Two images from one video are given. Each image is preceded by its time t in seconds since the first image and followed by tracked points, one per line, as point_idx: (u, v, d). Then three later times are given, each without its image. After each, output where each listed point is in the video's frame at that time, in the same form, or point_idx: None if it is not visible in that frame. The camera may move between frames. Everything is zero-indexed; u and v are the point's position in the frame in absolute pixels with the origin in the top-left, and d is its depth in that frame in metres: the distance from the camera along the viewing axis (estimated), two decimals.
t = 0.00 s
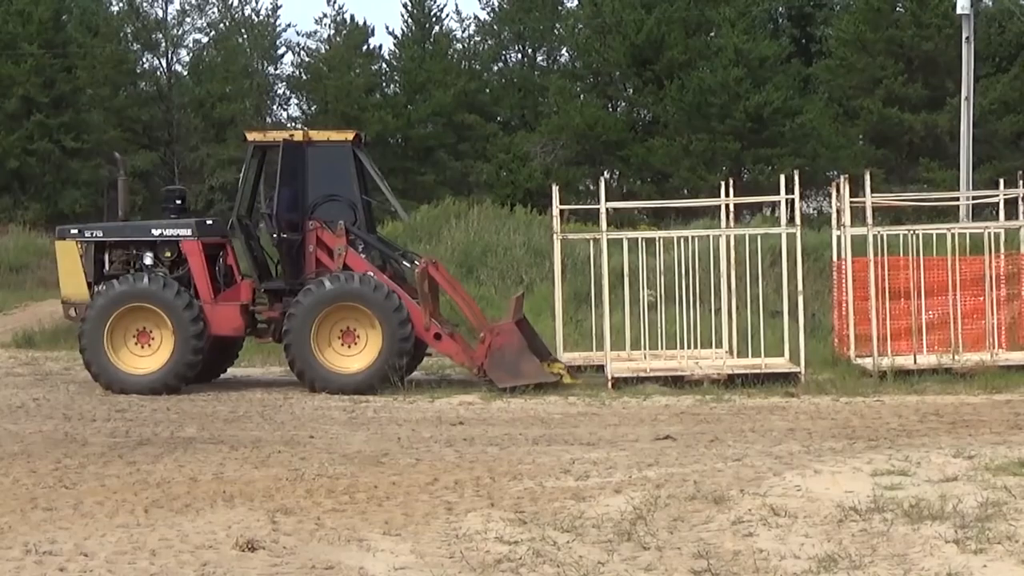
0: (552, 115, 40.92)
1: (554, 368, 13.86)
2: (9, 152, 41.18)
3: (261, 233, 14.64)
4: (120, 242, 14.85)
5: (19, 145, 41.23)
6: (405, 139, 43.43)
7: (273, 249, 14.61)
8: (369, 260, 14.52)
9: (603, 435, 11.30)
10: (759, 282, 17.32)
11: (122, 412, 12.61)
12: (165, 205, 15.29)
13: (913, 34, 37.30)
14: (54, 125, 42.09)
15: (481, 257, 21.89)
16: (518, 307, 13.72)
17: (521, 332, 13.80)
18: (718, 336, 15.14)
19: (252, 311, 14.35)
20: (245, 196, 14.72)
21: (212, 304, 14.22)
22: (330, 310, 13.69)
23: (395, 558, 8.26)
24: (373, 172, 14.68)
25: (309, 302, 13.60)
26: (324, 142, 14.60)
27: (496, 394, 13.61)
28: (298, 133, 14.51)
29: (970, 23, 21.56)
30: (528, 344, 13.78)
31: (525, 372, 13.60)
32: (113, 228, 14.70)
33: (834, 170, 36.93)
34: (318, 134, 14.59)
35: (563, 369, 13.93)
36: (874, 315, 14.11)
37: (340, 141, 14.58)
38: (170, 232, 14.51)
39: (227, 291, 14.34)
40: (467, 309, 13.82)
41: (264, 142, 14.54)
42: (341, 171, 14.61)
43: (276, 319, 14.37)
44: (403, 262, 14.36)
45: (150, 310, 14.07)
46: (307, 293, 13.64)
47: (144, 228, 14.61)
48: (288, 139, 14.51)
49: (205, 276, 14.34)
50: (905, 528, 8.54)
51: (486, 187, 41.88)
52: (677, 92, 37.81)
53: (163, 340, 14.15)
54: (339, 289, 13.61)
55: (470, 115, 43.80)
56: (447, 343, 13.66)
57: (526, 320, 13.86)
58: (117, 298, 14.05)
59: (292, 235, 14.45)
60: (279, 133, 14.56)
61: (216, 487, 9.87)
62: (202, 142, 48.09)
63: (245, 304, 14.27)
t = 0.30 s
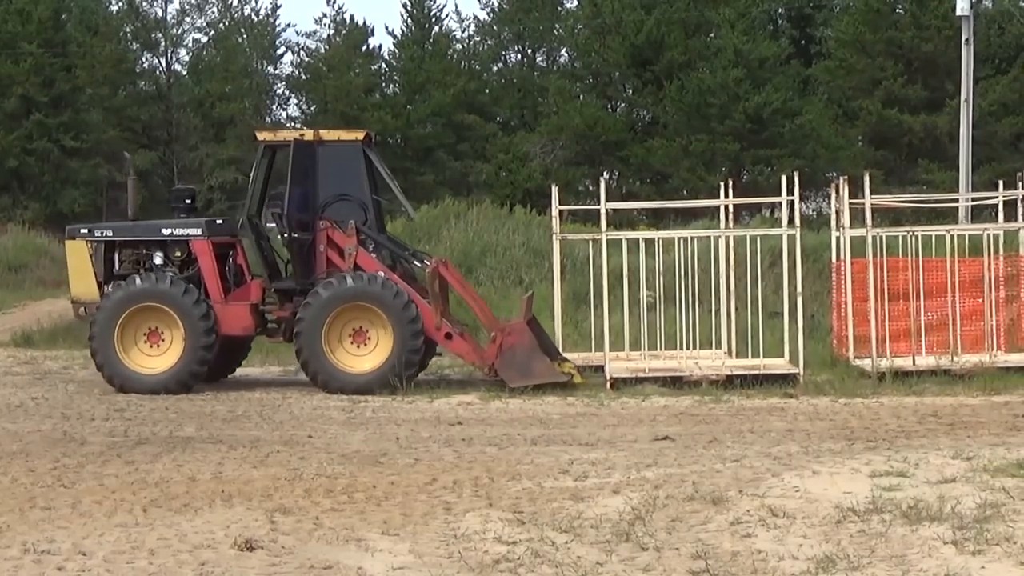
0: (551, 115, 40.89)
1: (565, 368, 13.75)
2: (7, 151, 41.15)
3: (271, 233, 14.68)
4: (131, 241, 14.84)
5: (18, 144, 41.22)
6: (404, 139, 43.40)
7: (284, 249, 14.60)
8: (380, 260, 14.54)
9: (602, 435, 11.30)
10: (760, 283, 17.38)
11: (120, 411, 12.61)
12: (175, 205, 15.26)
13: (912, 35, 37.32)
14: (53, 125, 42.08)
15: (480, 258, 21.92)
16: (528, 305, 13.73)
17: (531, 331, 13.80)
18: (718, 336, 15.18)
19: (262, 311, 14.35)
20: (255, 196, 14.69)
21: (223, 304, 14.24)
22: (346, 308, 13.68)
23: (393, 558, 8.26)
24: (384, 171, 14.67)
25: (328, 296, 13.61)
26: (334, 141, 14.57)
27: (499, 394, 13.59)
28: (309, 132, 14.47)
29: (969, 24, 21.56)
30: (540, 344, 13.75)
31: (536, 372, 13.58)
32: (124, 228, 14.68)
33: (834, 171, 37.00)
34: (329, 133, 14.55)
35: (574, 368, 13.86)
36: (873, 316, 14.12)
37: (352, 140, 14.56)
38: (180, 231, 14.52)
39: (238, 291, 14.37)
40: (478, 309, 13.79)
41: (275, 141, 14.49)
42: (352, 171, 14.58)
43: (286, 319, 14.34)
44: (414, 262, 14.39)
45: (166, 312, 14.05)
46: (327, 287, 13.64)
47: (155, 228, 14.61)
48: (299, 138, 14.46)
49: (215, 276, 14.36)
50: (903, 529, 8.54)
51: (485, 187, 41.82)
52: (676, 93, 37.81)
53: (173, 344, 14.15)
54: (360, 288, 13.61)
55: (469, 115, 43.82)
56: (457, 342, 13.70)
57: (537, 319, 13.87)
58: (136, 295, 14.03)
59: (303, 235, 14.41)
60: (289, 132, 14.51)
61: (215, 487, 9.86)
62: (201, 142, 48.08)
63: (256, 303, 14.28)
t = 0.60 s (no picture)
0: (548, 117, 40.89)
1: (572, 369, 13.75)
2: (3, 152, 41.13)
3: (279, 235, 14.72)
4: (138, 242, 14.85)
5: (14, 145, 41.22)
6: (401, 141, 43.27)
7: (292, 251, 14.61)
8: (388, 261, 14.52)
9: (598, 437, 11.31)
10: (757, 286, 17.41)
11: (116, 412, 12.61)
12: (183, 206, 15.30)
13: (909, 37, 37.36)
14: (49, 126, 42.09)
15: (477, 259, 21.91)
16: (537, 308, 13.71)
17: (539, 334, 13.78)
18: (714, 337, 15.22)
19: (269, 312, 14.31)
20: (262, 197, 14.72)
21: (230, 305, 14.19)
22: (359, 307, 13.67)
23: (389, 560, 8.26)
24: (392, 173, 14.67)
25: (343, 294, 13.60)
26: (342, 143, 14.57)
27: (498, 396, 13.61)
28: (317, 134, 14.48)
29: (966, 26, 21.54)
30: (548, 346, 13.74)
31: (544, 374, 13.56)
32: (131, 229, 14.71)
33: (830, 174, 37.05)
34: (338, 135, 14.55)
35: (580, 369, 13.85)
36: (869, 319, 14.15)
37: (360, 142, 14.57)
38: (188, 232, 14.53)
39: (245, 292, 14.34)
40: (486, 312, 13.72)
41: (282, 142, 14.50)
42: (361, 173, 14.59)
43: (294, 320, 14.37)
44: (422, 264, 14.37)
45: (178, 316, 14.02)
46: (344, 284, 13.64)
47: (162, 229, 14.62)
48: (307, 140, 14.46)
49: (223, 278, 14.32)
50: (899, 531, 8.54)
51: (481, 189, 41.75)
52: (673, 95, 37.78)
53: (180, 348, 14.14)
54: (376, 290, 13.59)
55: (466, 117, 43.62)
56: (465, 344, 13.65)
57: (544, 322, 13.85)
58: (151, 294, 13.99)
59: (310, 237, 14.41)
60: (298, 134, 14.52)
61: (211, 488, 9.86)
62: (198, 143, 48.11)
63: (263, 305, 14.23)
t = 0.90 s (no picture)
0: (540, 116, 40.88)
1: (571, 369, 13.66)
2: None
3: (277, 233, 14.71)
4: (137, 240, 14.82)
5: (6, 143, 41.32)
6: (393, 140, 43.09)
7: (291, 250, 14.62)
8: (387, 260, 14.50)
9: (590, 435, 11.31)
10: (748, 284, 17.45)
11: (107, 410, 12.60)
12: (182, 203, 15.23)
13: (901, 36, 37.44)
14: (41, 124, 42.27)
15: (468, 257, 21.91)
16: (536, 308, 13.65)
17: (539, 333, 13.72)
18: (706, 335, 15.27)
19: (268, 310, 14.28)
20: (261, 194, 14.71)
21: (229, 303, 14.15)
22: (361, 306, 13.65)
23: (381, 558, 8.25)
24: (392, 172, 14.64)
25: (348, 290, 13.58)
26: (342, 142, 14.55)
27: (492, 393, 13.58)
28: (317, 132, 14.44)
29: (958, 24, 21.56)
30: (547, 346, 13.69)
31: (543, 374, 13.50)
32: (130, 226, 14.70)
33: (822, 172, 37.12)
34: (337, 134, 14.53)
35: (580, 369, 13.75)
36: (861, 317, 14.15)
37: (359, 141, 14.56)
38: (187, 230, 14.49)
39: (244, 290, 14.30)
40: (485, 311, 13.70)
41: (281, 141, 14.50)
42: (360, 172, 14.58)
43: (292, 319, 14.35)
44: (421, 264, 14.36)
45: (180, 316, 14.00)
46: (349, 281, 13.62)
47: (161, 227, 14.58)
48: (307, 139, 14.43)
49: (222, 275, 14.30)
50: (890, 529, 8.54)
51: (474, 187, 41.71)
52: (666, 94, 37.78)
53: (177, 347, 14.15)
54: (380, 290, 13.57)
55: (459, 115, 43.61)
56: (464, 344, 13.64)
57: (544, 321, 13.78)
58: (153, 292, 13.95)
59: (310, 235, 14.41)
60: (297, 132, 14.49)
61: (202, 486, 9.85)
62: (190, 141, 48.10)
63: (262, 302, 14.18)
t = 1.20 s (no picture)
0: (533, 110, 40.82)
1: (564, 363, 13.55)
2: None
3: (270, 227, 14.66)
4: (131, 235, 14.83)
5: None
6: (386, 134, 42.93)
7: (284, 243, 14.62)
8: (381, 254, 14.50)
9: (584, 429, 11.32)
10: (739, 277, 17.46)
11: (102, 406, 12.61)
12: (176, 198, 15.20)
13: (894, 30, 37.49)
14: (34, 118, 42.52)
15: (462, 251, 21.93)
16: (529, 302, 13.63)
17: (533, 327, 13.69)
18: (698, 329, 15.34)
19: (261, 305, 14.31)
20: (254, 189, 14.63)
21: (222, 298, 14.17)
22: (354, 301, 13.65)
23: (374, 552, 8.24)
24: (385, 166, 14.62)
25: (341, 284, 13.59)
26: (335, 136, 14.55)
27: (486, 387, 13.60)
28: (309, 127, 14.42)
29: (951, 19, 21.60)
30: (541, 339, 13.64)
31: (536, 367, 13.45)
32: (124, 222, 14.75)
33: (816, 167, 37.16)
34: (330, 128, 14.54)
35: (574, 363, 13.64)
36: (855, 311, 14.15)
37: (352, 135, 14.55)
38: (180, 225, 14.51)
39: (237, 286, 14.36)
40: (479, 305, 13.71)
41: (275, 136, 14.40)
42: (353, 166, 14.55)
43: (286, 313, 14.37)
44: (414, 258, 14.36)
45: (174, 311, 14.00)
46: (342, 276, 13.62)
47: (155, 222, 14.62)
48: (300, 133, 14.41)
49: (215, 270, 14.35)
50: (884, 523, 8.54)
51: (467, 180, 41.63)
52: (659, 87, 37.74)
53: (171, 343, 14.14)
54: (373, 284, 13.57)
55: (452, 109, 43.60)
56: (458, 338, 13.62)
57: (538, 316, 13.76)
58: (148, 288, 13.96)
59: (303, 230, 14.40)
60: (290, 126, 14.44)
61: (196, 481, 9.85)
62: (184, 136, 48.05)
63: (254, 297, 14.24)
